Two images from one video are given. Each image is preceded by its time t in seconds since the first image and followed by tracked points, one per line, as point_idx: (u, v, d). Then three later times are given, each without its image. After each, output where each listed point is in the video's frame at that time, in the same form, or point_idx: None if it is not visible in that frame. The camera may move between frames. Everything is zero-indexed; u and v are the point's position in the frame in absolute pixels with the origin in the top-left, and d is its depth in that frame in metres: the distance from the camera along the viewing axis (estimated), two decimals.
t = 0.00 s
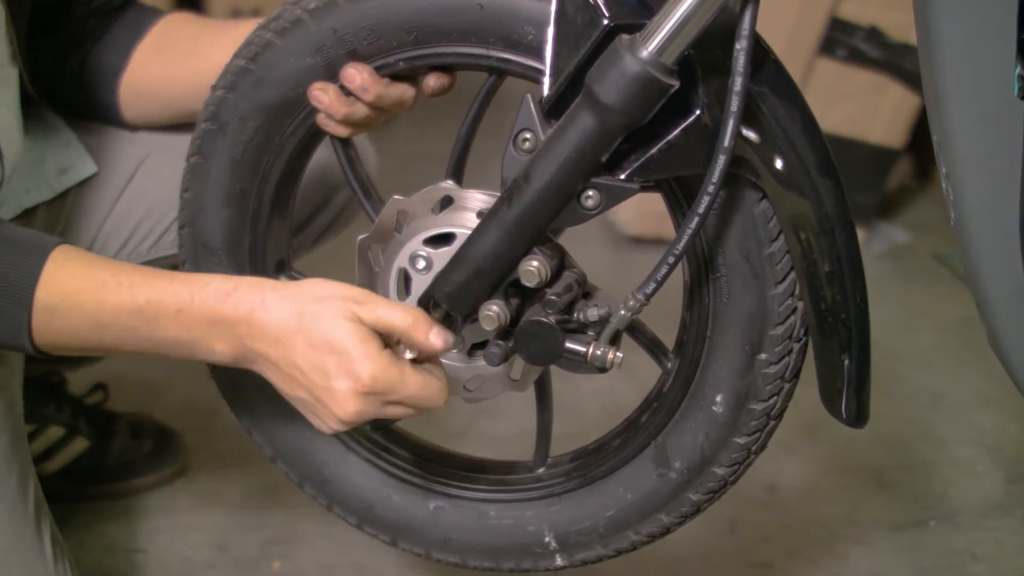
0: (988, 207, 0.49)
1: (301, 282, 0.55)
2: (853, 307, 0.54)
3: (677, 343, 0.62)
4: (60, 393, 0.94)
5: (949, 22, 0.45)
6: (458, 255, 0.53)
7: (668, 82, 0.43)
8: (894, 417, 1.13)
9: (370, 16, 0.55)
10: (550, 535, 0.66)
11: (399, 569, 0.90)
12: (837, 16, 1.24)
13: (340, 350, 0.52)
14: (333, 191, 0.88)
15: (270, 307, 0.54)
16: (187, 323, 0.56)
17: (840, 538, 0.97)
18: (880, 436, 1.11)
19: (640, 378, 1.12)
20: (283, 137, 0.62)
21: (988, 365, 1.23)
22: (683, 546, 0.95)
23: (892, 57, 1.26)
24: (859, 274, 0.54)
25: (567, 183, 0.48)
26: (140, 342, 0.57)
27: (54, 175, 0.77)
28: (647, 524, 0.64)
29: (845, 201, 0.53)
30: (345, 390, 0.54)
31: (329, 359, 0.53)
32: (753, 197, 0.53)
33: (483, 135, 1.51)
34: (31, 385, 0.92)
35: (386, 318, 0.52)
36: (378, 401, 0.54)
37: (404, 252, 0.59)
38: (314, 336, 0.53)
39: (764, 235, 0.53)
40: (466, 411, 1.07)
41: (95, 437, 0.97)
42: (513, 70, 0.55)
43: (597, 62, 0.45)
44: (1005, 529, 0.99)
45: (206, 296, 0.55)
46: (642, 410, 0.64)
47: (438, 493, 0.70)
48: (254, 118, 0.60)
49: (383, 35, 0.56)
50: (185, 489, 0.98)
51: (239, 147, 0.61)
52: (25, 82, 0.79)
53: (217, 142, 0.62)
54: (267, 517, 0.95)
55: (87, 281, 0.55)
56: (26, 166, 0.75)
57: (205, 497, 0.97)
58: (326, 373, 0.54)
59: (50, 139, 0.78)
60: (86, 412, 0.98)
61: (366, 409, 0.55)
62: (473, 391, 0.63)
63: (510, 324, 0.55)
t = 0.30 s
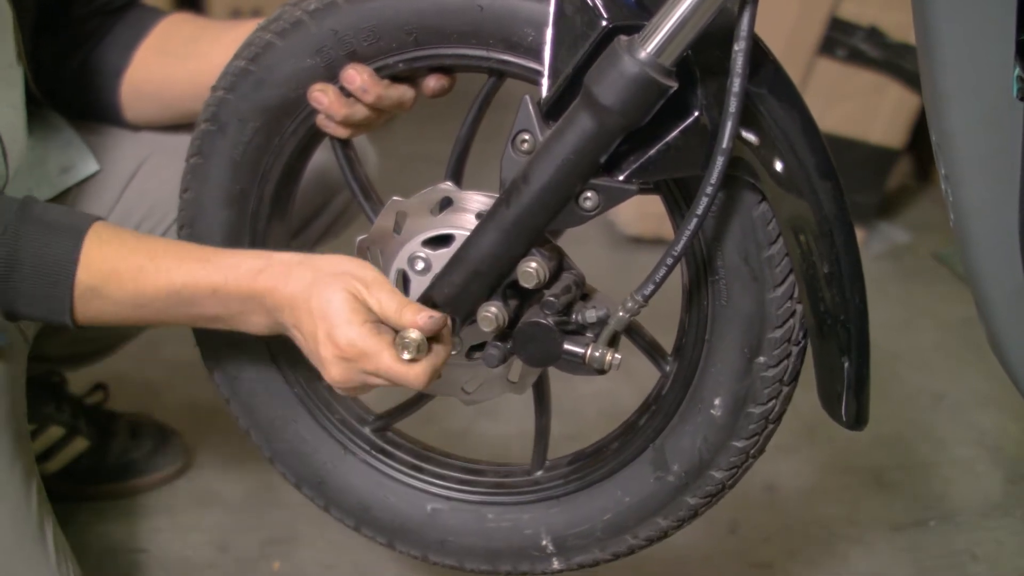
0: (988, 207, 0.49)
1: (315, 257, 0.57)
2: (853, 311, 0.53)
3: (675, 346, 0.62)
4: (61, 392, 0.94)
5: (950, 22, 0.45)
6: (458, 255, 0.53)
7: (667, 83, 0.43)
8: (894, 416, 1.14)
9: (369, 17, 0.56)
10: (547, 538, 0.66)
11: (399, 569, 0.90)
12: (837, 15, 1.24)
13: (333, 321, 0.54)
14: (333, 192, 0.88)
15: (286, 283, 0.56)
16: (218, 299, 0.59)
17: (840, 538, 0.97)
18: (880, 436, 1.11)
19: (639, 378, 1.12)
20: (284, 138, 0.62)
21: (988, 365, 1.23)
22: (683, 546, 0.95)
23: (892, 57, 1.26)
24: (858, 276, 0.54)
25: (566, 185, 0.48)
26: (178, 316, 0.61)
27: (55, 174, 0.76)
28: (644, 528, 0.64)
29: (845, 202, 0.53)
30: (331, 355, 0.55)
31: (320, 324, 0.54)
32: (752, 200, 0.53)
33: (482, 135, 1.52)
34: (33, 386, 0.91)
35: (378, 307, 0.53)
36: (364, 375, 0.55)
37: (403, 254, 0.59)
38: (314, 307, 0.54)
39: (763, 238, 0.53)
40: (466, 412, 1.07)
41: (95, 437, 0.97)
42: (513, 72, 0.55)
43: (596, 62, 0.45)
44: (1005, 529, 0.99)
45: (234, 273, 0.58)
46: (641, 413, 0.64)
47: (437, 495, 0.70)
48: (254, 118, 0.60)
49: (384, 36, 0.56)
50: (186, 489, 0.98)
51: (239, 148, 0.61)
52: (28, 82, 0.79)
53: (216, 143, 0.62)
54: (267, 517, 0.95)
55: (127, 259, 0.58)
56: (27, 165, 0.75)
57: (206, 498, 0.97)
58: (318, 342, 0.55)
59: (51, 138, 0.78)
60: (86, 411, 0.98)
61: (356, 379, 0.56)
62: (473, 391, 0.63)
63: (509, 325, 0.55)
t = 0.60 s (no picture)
0: (989, 207, 0.49)
1: (276, 303, 0.50)
2: (855, 311, 0.54)
3: (668, 347, 0.62)
4: (63, 392, 0.94)
5: (950, 22, 0.45)
6: (457, 251, 0.52)
7: (664, 79, 0.43)
8: (894, 416, 1.14)
9: (370, 14, 0.56)
10: (534, 534, 0.67)
11: (399, 568, 0.90)
12: (838, 15, 1.24)
13: (258, 400, 0.45)
14: (334, 191, 0.88)
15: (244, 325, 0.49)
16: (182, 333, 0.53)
17: (840, 538, 0.97)
18: (880, 435, 1.11)
19: (640, 377, 1.12)
20: (284, 131, 0.62)
21: (987, 365, 1.23)
22: (682, 546, 0.95)
23: (893, 57, 1.26)
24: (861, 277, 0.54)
25: (563, 180, 0.48)
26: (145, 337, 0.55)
27: (62, 171, 0.76)
28: (630, 528, 0.64)
29: (846, 201, 0.53)
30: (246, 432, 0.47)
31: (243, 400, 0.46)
32: (746, 201, 0.53)
33: (483, 135, 1.52)
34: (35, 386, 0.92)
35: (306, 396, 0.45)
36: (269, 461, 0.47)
37: (398, 248, 0.59)
38: (251, 371, 0.47)
39: (756, 243, 0.53)
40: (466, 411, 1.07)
41: (96, 437, 0.97)
42: (510, 70, 0.55)
43: (594, 57, 0.45)
44: (1005, 529, 0.99)
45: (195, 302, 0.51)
46: (630, 413, 0.64)
47: (426, 487, 0.71)
48: (256, 111, 0.60)
49: (384, 32, 0.56)
50: (186, 488, 0.98)
51: (240, 140, 0.62)
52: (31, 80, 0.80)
53: (219, 133, 0.62)
54: (267, 517, 0.95)
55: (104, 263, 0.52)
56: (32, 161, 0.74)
57: (206, 498, 0.97)
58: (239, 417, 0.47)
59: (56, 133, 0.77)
60: (86, 411, 0.98)
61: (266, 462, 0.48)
62: (462, 386, 0.62)
63: (506, 321, 0.55)
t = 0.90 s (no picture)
0: (989, 207, 0.49)
1: (232, 332, 0.52)
2: (856, 310, 0.54)
3: (662, 352, 0.62)
4: (63, 393, 0.94)
5: (950, 22, 0.45)
6: (457, 253, 0.52)
7: (665, 80, 0.43)
8: (894, 416, 1.14)
9: (368, 15, 0.55)
10: (529, 536, 0.67)
11: (399, 569, 0.90)
12: (838, 15, 1.24)
13: (243, 436, 0.48)
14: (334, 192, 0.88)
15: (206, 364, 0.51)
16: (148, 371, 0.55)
17: (840, 538, 0.97)
18: (880, 435, 1.11)
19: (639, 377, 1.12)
20: (279, 131, 0.61)
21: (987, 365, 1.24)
22: (683, 545, 0.95)
23: (892, 57, 1.26)
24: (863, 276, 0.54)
25: (564, 181, 0.48)
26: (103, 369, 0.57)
27: (56, 172, 0.77)
28: (625, 530, 0.64)
29: (846, 201, 0.53)
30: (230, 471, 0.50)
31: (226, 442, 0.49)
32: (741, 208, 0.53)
33: (482, 135, 1.52)
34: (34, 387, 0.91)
35: (290, 430, 0.48)
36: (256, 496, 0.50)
37: (393, 251, 0.59)
38: (226, 408, 0.49)
39: (751, 249, 0.53)
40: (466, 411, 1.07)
41: (95, 437, 0.97)
42: (507, 74, 0.55)
43: (595, 58, 0.45)
44: (1005, 529, 0.99)
45: (157, 340, 0.53)
46: (624, 417, 0.64)
47: (421, 489, 0.71)
48: (251, 111, 0.60)
49: (381, 34, 0.56)
50: (187, 488, 0.98)
51: (235, 140, 0.62)
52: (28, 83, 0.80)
53: (214, 134, 0.62)
54: (267, 517, 0.95)
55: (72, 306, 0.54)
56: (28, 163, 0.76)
57: (206, 498, 0.97)
58: (224, 456, 0.50)
59: (53, 138, 0.79)
60: (86, 412, 0.98)
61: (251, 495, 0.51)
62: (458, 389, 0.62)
63: (506, 322, 0.55)
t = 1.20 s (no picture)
0: (989, 207, 0.49)
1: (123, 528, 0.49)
2: (857, 310, 0.54)
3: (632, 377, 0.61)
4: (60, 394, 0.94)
5: (951, 22, 0.45)
6: (457, 252, 0.52)
7: (666, 78, 0.43)
8: (894, 416, 1.14)
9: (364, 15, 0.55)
10: (493, 542, 0.68)
11: (399, 569, 0.90)
12: (838, 15, 1.24)
13: None
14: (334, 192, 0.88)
15: None
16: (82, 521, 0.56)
17: (840, 538, 0.96)
18: (880, 435, 1.11)
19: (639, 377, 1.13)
20: (264, 141, 0.61)
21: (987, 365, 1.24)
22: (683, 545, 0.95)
23: (892, 57, 1.27)
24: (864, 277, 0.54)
25: (565, 180, 0.48)
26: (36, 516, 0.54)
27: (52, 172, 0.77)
28: (585, 544, 0.65)
29: (847, 201, 0.52)
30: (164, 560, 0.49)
31: None
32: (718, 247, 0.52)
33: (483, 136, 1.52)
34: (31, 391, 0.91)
35: None
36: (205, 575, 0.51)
37: (373, 266, 0.60)
38: None
39: (722, 288, 0.53)
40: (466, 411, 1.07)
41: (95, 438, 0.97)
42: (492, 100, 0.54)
43: (595, 57, 0.45)
44: (1005, 529, 0.99)
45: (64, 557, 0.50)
46: (591, 437, 0.64)
47: (392, 489, 0.71)
48: (235, 120, 0.60)
49: (367, 53, 0.55)
50: (187, 488, 0.98)
51: (220, 149, 0.61)
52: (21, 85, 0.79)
53: (200, 139, 0.62)
54: (267, 517, 0.95)
55: None
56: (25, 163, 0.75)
57: (206, 499, 0.97)
58: None
59: (50, 136, 0.79)
60: (86, 413, 0.97)
61: None
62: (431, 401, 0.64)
63: (506, 322, 0.55)
